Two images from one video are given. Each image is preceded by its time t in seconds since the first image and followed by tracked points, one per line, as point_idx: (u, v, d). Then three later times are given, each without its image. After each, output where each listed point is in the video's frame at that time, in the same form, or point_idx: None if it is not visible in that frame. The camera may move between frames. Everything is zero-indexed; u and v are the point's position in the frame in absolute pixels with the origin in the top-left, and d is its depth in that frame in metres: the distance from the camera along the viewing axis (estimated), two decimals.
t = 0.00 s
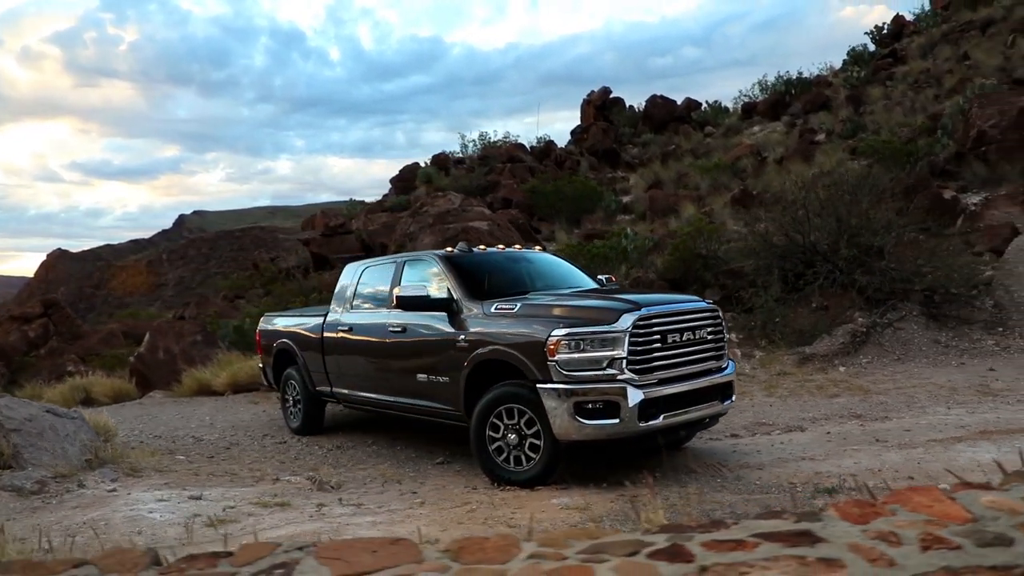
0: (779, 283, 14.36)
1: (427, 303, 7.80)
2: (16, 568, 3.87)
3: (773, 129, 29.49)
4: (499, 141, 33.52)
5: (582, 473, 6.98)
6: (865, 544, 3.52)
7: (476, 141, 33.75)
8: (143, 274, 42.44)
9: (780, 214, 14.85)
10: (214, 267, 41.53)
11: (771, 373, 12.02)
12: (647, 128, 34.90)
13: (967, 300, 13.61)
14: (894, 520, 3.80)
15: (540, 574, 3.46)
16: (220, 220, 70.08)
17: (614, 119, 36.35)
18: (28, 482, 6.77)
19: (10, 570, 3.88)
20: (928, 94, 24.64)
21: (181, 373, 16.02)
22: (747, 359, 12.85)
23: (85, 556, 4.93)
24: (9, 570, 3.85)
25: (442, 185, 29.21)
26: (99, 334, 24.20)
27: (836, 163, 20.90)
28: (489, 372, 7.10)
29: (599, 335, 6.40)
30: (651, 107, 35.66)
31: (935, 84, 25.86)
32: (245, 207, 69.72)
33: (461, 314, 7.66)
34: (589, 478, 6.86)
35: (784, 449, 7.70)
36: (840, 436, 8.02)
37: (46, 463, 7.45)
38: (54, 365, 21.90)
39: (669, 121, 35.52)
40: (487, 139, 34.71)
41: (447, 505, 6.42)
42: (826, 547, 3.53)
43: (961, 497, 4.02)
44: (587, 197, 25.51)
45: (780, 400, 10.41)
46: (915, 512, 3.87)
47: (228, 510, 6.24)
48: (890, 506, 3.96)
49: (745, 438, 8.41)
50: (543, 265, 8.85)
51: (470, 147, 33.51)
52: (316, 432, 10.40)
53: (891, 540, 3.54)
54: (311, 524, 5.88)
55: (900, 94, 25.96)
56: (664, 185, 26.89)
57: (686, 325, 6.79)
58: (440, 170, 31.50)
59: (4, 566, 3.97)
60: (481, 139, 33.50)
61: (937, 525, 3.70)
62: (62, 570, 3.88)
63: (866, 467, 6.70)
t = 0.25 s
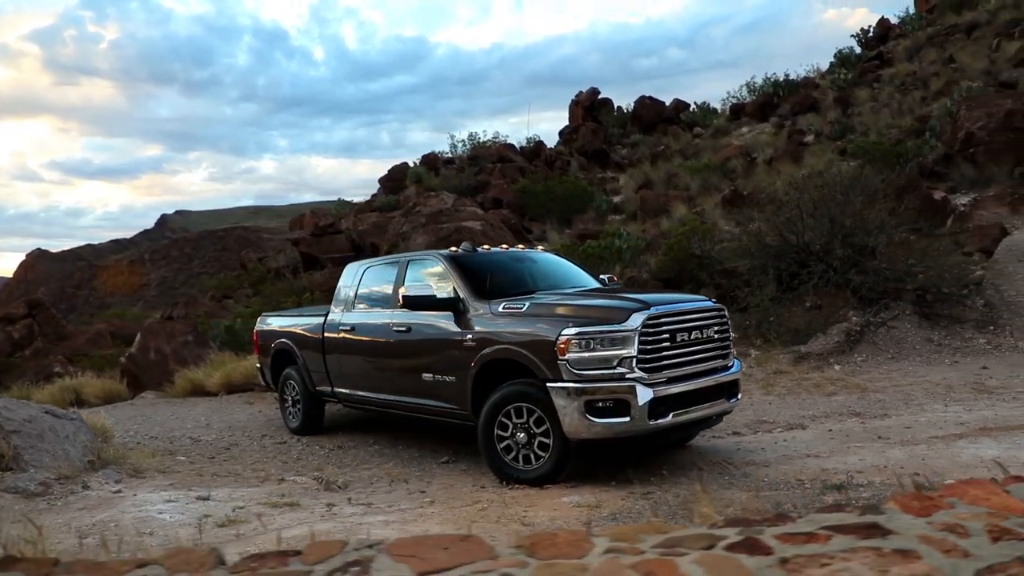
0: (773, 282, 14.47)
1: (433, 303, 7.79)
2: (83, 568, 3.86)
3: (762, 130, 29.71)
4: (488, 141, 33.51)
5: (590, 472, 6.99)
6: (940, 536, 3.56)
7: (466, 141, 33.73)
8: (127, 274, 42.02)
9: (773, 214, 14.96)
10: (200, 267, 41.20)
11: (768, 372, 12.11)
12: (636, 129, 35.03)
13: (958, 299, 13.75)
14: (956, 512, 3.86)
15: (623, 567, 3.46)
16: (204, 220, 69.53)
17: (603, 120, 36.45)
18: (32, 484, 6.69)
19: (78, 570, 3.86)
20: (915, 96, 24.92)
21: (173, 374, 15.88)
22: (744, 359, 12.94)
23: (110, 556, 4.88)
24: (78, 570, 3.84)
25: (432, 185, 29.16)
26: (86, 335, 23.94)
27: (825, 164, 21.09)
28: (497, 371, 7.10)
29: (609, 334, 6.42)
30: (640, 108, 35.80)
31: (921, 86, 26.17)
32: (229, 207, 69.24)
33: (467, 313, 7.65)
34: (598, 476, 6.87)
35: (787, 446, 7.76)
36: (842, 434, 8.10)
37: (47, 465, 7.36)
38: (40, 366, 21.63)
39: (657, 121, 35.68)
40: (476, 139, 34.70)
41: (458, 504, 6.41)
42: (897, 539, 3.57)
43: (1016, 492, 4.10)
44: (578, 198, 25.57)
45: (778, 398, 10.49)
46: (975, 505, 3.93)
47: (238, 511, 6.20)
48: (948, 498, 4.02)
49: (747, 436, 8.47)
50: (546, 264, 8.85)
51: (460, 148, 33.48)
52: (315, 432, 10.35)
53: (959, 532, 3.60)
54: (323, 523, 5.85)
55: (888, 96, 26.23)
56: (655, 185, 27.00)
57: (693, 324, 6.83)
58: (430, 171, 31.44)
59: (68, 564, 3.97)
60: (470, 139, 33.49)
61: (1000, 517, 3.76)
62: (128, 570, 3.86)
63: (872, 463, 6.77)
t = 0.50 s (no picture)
0: (768, 282, 14.58)
1: (441, 302, 7.78)
2: (161, 562, 4.05)
3: (751, 132, 29.92)
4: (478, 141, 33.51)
5: (601, 470, 7.01)
6: (1009, 523, 3.70)
7: (456, 141, 33.71)
8: (112, 274, 41.63)
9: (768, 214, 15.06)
10: (186, 267, 40.90)
11: (765, 371, 12.20)
12: (626, 130, 35.16)
13: (950, 298, 13.90)
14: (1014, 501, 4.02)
15: (709, 554, 3.59)
16: (188, 220, 69.02)
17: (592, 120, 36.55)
18: (38, 485, 6.64)
19: (156, 565, 4.02)
20: (903, 98, 25.17)
21: (165, 374, 15.76)
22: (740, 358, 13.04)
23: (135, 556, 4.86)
24: (159, 563, 4.04)
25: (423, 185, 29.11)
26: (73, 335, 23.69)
27: (816, 165, 21.27)
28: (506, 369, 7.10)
29: (620, 333, 6.45)
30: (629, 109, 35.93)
31: (909, 88, 26.44)
32: (214, 207, 68.79)
33: (475, 312, 7.65)
34: (608, 475, 6.89)
35: (792, 444, 7.82)
36: (845, 431, 8.17)
37: (50, 467, 7.28)
38: (27, 367, 21.39)
39: (646, 122, 35.82)
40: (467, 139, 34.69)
41: (469, 503, 6.41)
42: (970, 525, 3.71)
43: None
44: (569, 198, 25.62)
45: (777, 397, 10.57)
46: None
47: (249, 511, 6.18)
48: (1006, 490, 4.18)
49: (751, 434, 8.52)
50: (551, 263, 8.87)
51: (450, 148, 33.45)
52: (315, 432, 10.30)
53: None
54: (336, 523, 5.84)
55: (876, 98, 26.49)
56: (645, 186, 27.11)
57: (703, 322, 6.88)
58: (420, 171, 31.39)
59: (140, 560, 4.16)
60: (460, 139, 33.47)
61: None
62: (206, 564, 4.01)
63: (878, 460, 6.84)
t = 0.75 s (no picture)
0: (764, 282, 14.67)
1: (449, 300, 7.77)
2: (228, 557, 3.98)
3: (741, 133, 30.10)
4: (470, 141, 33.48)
5: (611, 469, 7.03)
6: None
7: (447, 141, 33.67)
8: (97, 275, 41.20)
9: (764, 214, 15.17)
10: (174, 268, 40.56)
11: (763, 370, 12.28)
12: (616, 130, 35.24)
13: (944, 298, 13.99)
14: None
15: (790, 542, 3.60)
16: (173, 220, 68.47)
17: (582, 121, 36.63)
18: (45, 486, 6.57)
19: (224, 559, 3.97)
20: (893, 100, 25.42)
21: (159, 375, 15.63)
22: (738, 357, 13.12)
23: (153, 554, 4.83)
24: (229, 557, 3.97)
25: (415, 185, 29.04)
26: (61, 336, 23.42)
27: (807, 166, 21.44)
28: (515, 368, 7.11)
29: (632, 331, 6.48)
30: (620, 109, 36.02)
31: (898, 90, 26.70)
32: (200, 207, 68.28)
33: (483, 311, 7.65)
34: (619, 473, 6.91)
35: (797, 442, 7.88)
36: (848, 429, 8.25)
37: (54, 468, 7.21)
38: (15, 368, 21.13)
39: (637, 123, 35.94)
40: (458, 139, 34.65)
41: (481, 502, 6.41)
42: None
43: None
44: (562, 198, 25.66)
45: (778, 396, 10.64)
46: None
47: (261, 511, 6.14)
48: None
49: (754, 433, 8.57)
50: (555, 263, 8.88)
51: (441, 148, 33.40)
52: (316, 432, 10.26)
53: None
54: (350, 522, 5.82)
55: (865, 99, 26.74)
56: (637, 186, 27.19)
57: (712, 320, 6.92)
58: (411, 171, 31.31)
59: (208, 554, 4.06)
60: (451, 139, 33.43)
61: None
62: (274, 557, 3.95)
63: (885, 457, 6.90)
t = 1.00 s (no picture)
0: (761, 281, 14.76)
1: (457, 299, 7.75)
2: (293, 551, 4.02)
3: (733, 134, 30.26)
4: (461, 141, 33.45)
5: (622, 467, 7.05)
6: None
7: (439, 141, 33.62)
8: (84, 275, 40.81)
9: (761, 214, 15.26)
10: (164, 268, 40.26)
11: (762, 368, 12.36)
12: (607, 131, 35.32)
13: (938, 298, 14.14)
14: None
15: (869, 530, 3.67)
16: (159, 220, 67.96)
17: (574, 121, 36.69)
18: (54, 486, 6.52)
19: (291, 552, 4.03)
20: (883, 101, 25.66)
21: (154, 375, 15.50)
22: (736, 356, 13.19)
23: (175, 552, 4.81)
24: (285, 552, 4.01)
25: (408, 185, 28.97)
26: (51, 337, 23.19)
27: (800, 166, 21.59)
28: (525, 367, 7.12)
29: (645, 329, 6.51)
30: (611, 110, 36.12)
31: (888, 92, 26.95)
32: (187, 207, 67.80)
33: (491, 309, 7.65)
34: (629, 471, 6.94)
35: (803, 439, 7.94)
36: (852, 427, 8.32)
37: (60, 467, 7.16)
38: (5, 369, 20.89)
39: (628, 123, 36.03)
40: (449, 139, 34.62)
41: (494, 500, 6.41)
42: None
43: None
44: (556, 198, 25.69)
45: (779, 394, 10.71)
46: None
47: (275, 510, 6.12)
48: None
49: (759, 430, 8.62)
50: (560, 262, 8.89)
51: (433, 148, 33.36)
52: (319, 432, 10.21)
53: None
54: (366, 521, 5.81)
55: (856, 101, 26.97)
56: (630, 186, 27.27)
57: (722, 318, 6.96)
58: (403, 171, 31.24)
59: (271, 548, 4.12)
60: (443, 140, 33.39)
61: None
62: (343, 552, 4.01)
63: (893, 454, 6.97)
